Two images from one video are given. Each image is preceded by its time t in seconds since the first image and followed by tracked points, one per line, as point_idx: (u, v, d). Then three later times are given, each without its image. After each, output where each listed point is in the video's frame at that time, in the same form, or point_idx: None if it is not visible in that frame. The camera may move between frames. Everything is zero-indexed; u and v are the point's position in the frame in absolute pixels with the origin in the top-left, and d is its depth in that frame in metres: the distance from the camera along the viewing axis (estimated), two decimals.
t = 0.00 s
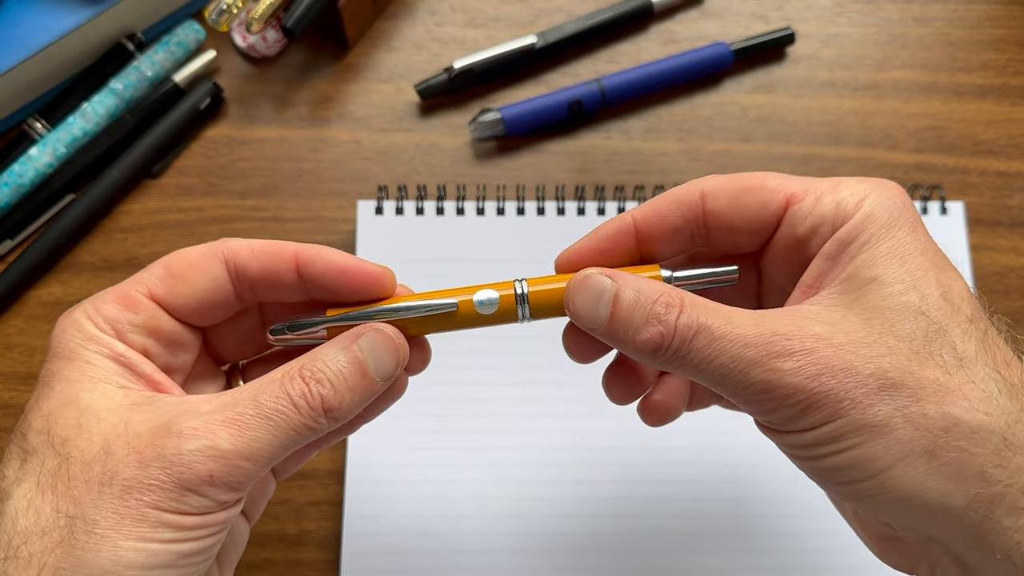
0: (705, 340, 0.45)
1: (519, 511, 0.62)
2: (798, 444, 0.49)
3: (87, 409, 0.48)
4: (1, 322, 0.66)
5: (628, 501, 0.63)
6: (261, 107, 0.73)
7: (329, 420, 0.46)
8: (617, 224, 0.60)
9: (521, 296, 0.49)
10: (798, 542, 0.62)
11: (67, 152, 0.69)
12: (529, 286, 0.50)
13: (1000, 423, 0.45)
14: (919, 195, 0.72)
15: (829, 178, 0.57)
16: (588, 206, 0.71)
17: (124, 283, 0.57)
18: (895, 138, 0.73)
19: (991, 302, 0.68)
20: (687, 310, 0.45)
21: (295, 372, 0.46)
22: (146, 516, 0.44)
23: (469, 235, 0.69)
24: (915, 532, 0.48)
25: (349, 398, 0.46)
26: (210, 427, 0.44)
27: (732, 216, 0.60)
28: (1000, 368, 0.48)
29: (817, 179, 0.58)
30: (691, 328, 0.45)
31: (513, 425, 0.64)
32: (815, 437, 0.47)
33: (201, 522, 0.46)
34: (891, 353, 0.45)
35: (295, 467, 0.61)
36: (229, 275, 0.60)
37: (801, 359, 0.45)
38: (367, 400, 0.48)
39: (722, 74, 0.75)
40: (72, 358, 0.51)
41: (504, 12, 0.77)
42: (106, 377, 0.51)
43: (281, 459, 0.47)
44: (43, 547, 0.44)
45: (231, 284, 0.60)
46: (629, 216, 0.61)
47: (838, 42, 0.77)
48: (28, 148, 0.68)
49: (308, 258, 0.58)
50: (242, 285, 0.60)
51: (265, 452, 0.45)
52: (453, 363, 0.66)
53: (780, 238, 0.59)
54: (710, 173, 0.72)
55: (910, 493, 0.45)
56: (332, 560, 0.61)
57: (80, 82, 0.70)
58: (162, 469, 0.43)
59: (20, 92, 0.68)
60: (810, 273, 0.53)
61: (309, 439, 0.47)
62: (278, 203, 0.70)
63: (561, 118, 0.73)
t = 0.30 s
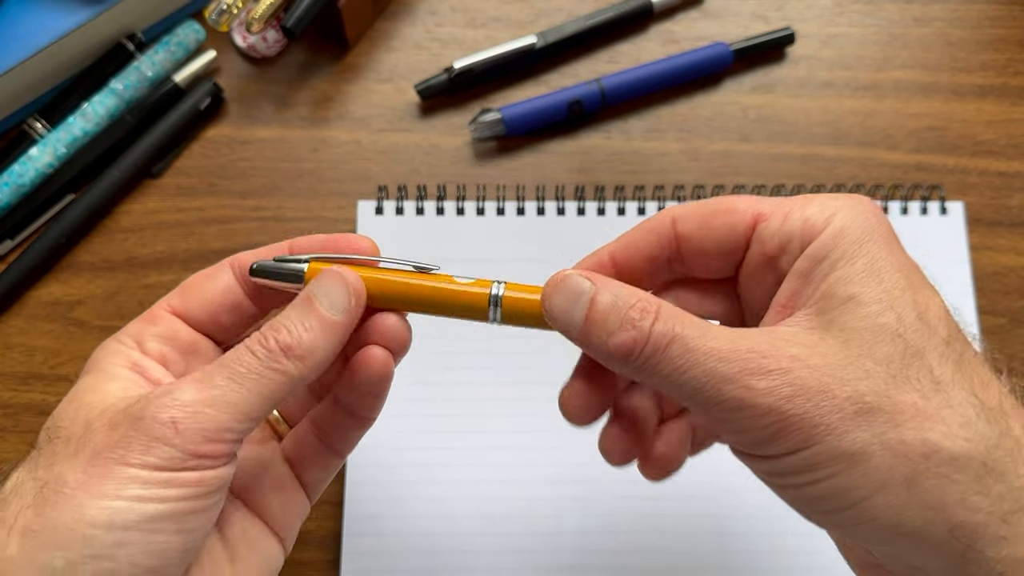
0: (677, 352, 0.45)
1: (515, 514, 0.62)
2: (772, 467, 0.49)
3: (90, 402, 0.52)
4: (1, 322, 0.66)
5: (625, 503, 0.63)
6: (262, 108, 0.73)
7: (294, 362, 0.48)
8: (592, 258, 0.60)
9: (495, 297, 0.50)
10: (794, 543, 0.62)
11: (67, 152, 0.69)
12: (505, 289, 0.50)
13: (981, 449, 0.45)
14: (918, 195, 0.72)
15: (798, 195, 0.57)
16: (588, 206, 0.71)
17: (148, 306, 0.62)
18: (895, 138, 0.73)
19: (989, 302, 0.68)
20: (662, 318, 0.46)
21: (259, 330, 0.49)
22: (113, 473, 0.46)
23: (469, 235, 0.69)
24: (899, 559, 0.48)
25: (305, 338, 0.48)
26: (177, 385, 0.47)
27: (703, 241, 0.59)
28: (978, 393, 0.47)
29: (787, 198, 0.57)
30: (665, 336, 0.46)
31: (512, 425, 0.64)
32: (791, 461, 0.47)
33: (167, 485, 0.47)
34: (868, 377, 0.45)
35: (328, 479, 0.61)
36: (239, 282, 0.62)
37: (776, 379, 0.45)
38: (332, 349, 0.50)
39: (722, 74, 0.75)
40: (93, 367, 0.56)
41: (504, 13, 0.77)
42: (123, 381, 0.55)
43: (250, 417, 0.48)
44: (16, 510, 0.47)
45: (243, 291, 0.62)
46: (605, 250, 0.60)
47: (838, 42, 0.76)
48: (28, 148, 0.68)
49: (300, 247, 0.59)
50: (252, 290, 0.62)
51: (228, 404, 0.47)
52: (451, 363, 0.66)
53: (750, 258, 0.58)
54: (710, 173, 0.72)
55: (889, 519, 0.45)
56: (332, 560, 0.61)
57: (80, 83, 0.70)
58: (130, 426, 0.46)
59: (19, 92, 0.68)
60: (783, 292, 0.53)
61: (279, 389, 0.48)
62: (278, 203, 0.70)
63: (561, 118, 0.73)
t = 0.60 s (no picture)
0: (620, 390, 0.45)
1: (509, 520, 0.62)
2: (704, 521, 0.48)
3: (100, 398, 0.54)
4: (1, 322, 0.66)
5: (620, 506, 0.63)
6: (261, 108, 0.73)
7: (291, 328, 0.49)
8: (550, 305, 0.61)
9: (466, 316, 0.50)
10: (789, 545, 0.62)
11: (67, 152, 0.69)
12: (477, 311, 0.50)
13: (914, 511, 0.44)
14: (918, 195, 0.72)
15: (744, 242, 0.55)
16: (588, 206, 0.71)
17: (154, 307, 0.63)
18: (895, 138, 0.73)
19: (989, 302, 0.69)
20: (613, 354, 0.46)
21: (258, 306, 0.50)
22: (138, 450, 0.46)
23: (469, 235, 0.69)
24: None
25: (300, 302, 0.50)
26: (190, 363, 0.48)
27: (653, 289, 0.59)
28: (915, 450, 0.46)
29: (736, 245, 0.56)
30: (612, 370, 0.45)
31: (512, 426, 0.65)
32: (721, 516, 0.46)
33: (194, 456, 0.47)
34: (804, 434, 0.45)
35: (331, 481, 0.61)
36: (236, 280, 0.63)
37: (711, 430, 0.44)
38: (326, 311, 0.51)
39: (721, 74, 0.75)
40: (103, 366, 0.57)
41: (504, 13, 0.77)
42: (131, 375, 0.56)
43: (267, 383, 0.50)
44: (46, 497, 0.47)
45: (244, 291, 0.63)
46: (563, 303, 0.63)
47: (838, 43, 0.76)
48: (28, 148, 0.68)
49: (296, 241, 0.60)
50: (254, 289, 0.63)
51: (245, 373, 0.48)
52: (455, 363, 0.66)
53: (697, 304, 0.57)
54: (710, 173, 0.72)
55: None
56: (332, 560, 0.61)
57: (80, 83, 0.70)
58: (149, 405, 0.47)
59: (19, 92, 0.68)
60: (728, 341, 0.52)
61: (286, 356, 0.50)
62: (278, 203, 0.70)
63: (561, 118, 0.73)
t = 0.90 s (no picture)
0: (597, 437, 0.44)
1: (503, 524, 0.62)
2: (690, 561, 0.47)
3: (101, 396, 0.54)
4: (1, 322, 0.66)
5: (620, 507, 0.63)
6: (261, 107, 0.73)
7: (289, 326, 0.50)
8: (509, 350, 0.62)
9: (445, 338, 0.50)
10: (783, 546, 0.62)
11: (67, 152, 0.69)
12: (457, 335, 0.50)
13: (898, 527, 0.44)
14: (918, 195, 0.72)
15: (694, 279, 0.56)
16: (588, 206, 0.71)
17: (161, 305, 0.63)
18: (895, 138, 0.73)
19: (989, 302, 0.69)
20: (590, 404, 0.45)
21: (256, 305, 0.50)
22: (137, 445, 0.46)
23: (469, 235, 0.69)
24: None
25: (297, 302, 0.50)
26: (188, 358, 0.48)
27: (608, 332, 0.60)
28: (893, 464, 0.46)
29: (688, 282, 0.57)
30: (588, 420, 0.45)
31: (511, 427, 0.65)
32: (706, 555, 0.45)
33: (193, 449, 0.47)
34: (778, 460, 0.44)
35: (341, 480, 0.62)
36: (245, 279, 0.63)
37: (685, 465, 0.44)
38: (323, 309, 0.52)
39: (722, 74, 0.75)
40: (106, 362, 0.57)
41: (504, 12, 0.77)
42: (134, 373, 0.56)
43: (265, 377, 0.50)
44: (45, 493, 0.48)
45: (252, 287, 0.63)
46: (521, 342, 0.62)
47: (838, 43, 0.76)
48: (28, 148, 0.68)
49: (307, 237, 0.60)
50: (262, 285, 0.63)
51: (243, 366, 0.49)
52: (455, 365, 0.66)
53: (654, 341, 0.59)
54: (710, 173, 0.72)
55: None
56: (332, 560, 0.61)
57: (80, 82, 0.70)
58: (148, 399, 0.47)
59: (19, 92, 0.68)
60: (696, 380, 0.53)
61: (286, 353, 0.50)
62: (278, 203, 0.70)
63: (561, 118, 0.73)
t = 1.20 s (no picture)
0: (542, 472, 0.45)
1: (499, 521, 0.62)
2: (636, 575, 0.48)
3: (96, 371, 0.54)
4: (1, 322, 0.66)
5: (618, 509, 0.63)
6: (262, 108, 0.73)
7: (286, 304, 0.51)
8: (470, 373, 0.62)
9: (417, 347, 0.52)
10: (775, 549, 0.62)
11: (67, 152, 0.69)
12: (432, 347, 0.52)
13: (837, 534, 0.44)
14: (918, 195, 0.72)
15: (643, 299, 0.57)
16: (588, 206, 0.71)
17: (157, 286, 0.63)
18: (895, 138, 0.73)
19: (990, 302, 0.69)
20: (532, 443, 0.46)
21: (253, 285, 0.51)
22: (131, 420, 0.47)
23: (469, 235, 0.69)
24: None
25: (294, 280, 0.51)
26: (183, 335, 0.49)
27: (564, 348, 0.60)
28: (829, 471, 0.46)
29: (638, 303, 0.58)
30: (533, 459, 0.46)
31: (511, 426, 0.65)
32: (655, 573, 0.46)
33: (188, 425, 0.48)
34: (719, 474, 0.44)
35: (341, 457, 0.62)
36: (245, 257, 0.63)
37: (630, 488, 0.44)
38: (321, 291, 0.53)
39: (722, 74, 0.75)
40: (102, 340, 0.57)
41: (504, 13, 0.77)
42: (129, 350, 0.56)
43: (261, 354, 0.51)
44: (40, 468, 0.48)
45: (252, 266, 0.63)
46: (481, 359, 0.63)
47: (838, 43, 0.77)
48: (28, 148, 0.68)
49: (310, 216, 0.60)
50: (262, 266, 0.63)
51: (238, 343, 0.49)
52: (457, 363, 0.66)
53: (605, 359, 0.59)
54: (710, 173, 0.72)
55: None
56: (331, 560, 0.61)
57: (80, 83, 0.70)
58: (144, 374, 0.48)
59: (20, 92, 0.68)
60: (642, 401, 0.52)
61: (282, 330, 0.51)
62: (279, 203, 0.70)
63: (560, 118, 0.73)
